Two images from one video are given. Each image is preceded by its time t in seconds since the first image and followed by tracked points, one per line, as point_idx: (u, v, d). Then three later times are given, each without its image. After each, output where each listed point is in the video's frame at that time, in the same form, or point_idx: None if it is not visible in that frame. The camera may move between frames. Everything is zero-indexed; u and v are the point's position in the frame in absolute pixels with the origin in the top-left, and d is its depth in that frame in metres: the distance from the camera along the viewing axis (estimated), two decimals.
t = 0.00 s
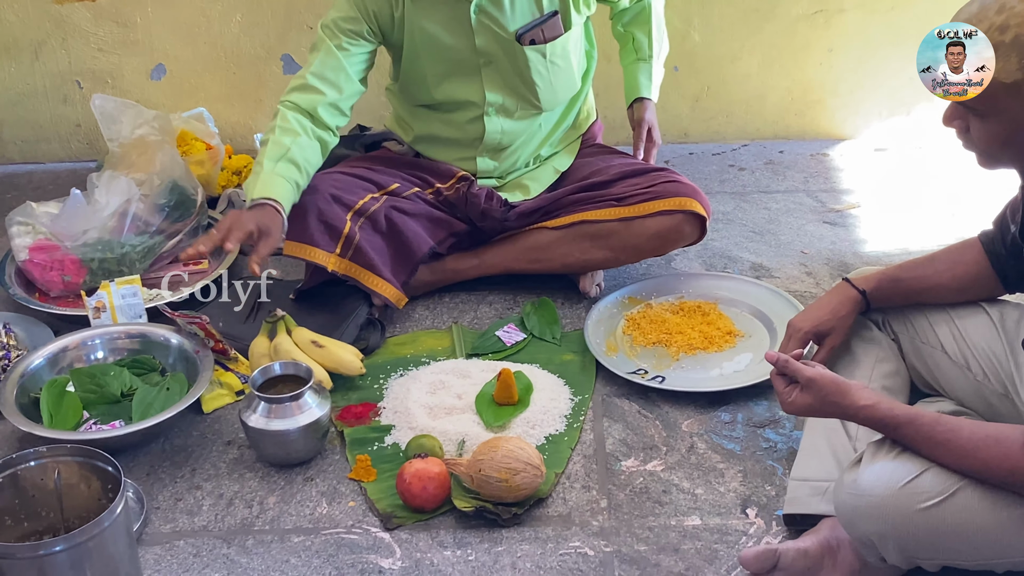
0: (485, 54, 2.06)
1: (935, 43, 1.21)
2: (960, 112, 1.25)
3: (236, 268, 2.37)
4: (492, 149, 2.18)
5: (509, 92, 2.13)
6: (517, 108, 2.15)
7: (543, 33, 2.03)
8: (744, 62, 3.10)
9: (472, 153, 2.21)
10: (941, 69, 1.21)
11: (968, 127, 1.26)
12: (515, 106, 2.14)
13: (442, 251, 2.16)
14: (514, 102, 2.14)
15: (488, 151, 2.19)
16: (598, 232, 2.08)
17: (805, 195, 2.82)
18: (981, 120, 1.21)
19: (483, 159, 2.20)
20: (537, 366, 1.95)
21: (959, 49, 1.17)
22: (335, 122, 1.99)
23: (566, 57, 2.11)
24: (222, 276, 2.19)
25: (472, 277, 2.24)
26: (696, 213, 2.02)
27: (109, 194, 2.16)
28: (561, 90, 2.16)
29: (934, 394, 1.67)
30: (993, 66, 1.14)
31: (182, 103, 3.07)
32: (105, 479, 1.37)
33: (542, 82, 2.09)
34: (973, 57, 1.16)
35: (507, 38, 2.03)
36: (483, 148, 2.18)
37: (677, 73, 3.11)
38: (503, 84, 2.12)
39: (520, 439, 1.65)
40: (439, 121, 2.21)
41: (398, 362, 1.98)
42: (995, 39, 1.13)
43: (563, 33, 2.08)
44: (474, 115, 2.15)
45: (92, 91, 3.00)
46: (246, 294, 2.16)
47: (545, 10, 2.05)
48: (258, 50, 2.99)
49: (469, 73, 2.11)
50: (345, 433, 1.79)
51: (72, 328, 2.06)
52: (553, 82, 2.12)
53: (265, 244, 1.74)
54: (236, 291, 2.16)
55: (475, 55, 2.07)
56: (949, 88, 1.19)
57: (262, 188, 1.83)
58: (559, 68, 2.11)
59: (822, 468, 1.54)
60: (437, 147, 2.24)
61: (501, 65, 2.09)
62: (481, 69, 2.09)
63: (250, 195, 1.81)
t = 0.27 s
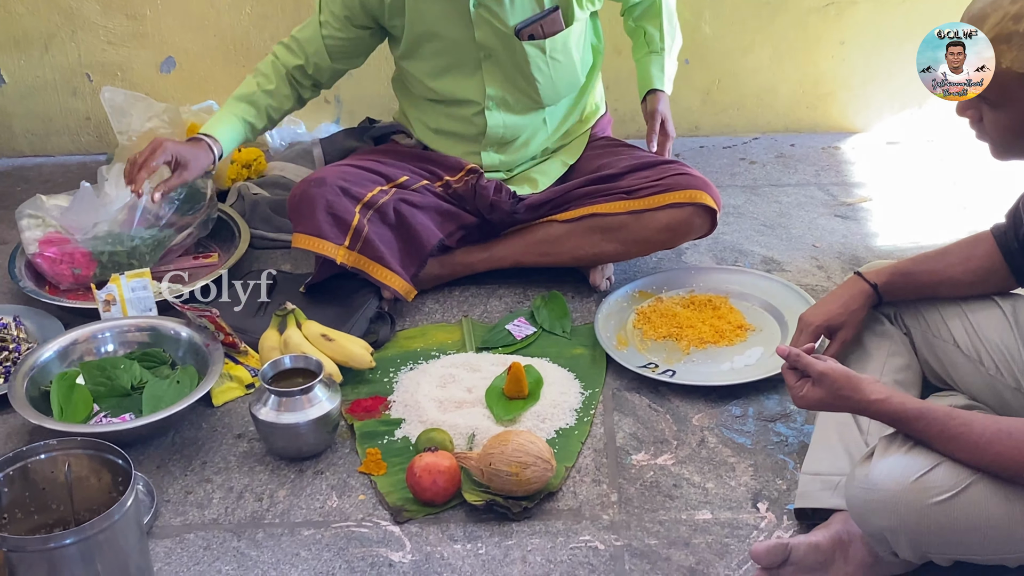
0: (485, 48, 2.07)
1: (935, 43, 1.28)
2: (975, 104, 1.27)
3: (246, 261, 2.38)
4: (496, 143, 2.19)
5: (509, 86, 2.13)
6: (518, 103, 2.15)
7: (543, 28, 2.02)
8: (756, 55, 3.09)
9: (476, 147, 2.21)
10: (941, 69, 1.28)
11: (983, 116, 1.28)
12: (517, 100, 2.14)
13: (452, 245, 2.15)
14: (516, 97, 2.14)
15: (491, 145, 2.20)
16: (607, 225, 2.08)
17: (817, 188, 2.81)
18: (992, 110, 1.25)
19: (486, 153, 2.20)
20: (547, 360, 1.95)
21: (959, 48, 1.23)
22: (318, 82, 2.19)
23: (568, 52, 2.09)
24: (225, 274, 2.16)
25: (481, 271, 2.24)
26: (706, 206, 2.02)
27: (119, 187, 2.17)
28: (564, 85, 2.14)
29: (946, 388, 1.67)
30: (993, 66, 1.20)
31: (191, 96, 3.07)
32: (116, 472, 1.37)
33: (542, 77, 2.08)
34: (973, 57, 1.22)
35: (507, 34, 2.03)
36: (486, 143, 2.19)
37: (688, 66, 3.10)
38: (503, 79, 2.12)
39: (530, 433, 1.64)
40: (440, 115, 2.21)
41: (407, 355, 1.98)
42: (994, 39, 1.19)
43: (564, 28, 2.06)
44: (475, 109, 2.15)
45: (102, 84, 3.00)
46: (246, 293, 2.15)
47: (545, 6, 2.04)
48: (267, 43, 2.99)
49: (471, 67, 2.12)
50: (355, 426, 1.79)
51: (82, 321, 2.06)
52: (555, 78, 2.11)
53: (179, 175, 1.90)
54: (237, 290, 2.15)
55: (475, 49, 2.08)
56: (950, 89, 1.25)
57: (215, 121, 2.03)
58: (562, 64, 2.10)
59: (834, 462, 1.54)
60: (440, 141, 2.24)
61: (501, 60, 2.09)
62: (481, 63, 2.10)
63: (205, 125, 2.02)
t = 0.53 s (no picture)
0: (482, 38, 2.07)
1: (935, 43, 1.30)
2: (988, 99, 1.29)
3: (253, 255, 2.38)
4: (499, 136, 2.19)
5: (508, 79, 2.12)
6: (518, 95, 2.14)
7: (536, 23, 1.99)
8: (764, 49, 3.08)
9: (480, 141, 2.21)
10: (941, 70, 1.31)
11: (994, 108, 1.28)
12: (514, 93, 2.13)
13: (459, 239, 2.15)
14: (515, 89, 2.12)
15: (493, 138, 2.20)
16: (615, 219, 2.08)
17: (826, 182, 2.81)
18: (1004, 101, 1.25)
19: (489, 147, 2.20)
20: (555, 355, 1.94)
21: (959, 49, 1.25)
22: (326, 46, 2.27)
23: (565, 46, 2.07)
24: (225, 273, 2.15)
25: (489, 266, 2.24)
26: (714, 201, 2.01)
27: (127, 181, 2.15)
28: (561, 82, 2.12)
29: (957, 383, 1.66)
30: (993, 67, 1.22)
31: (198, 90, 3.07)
32: (122, 466, 1.37)
33: (537, 70, 2.07)
34: (973, 57, 1.23)
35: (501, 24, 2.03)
36: (488, 135, 2.19)
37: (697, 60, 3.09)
38: (500, 70, 2.11)
39: (538, 429, 1.63)
40: (445, 106, 2.22)
41: (414, 351, 1.97)
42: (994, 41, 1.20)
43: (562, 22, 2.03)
44: (475, 99, 2.15)
45: (109, 78, 3.00)
46: (246, 294, 2.13)
47: None
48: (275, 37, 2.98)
49: (470, 58, 2.13)
50: (363, 421, 1.79)
51: (88, 315, 2.06)
52: (552, 72, 2.09)
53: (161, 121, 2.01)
54: (237, 291, 2.13)
55: (473, 38, 2.09)
56: (950, 88, 1.27)
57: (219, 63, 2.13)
58: (559, 58, 2.07)
59: (844, 458, 1.53)
60: (447, 134, 2.24)
61: (498, 51, 2.09)
62: (479, 53, 2.10)
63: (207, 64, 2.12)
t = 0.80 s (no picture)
0: (483, 34, 2.08)
1: (935, 43, 1.32)
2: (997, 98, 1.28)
3: (257, 255, 2.38)
4: (500, 132, 2.18)
5: (508, 76, 2.12)
6: (518, 92, 2.14)
7: (536, 21, 1.98)
8: (770, 48, 3.08)
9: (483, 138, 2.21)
10: (940, 70, 1.32)
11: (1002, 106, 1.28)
12: (514, 89, 2.13)
13: (464, 238, 2.14)
14: (516, 86, 2.13)
15: (495, 134, 2.19)
16: (620, 219, 2.07)
17: (832, 182, 2.80)
18: (1012, 99, 1.24)
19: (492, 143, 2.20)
20: (560, 356, 1.93)
21: (958, 49, 1.26)
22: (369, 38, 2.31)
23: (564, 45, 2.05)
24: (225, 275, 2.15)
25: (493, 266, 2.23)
26: (720, 200, 2.01)
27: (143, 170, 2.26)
28: (561, 82, 2.11)
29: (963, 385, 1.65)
30: (992, 67, 1.23)
31: (203, 89, 3.07)
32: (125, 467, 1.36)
33: (537, 68, 2.07)
34: (973, 57, 1.25)
35: (502, 21, 2.03)
36: (491, 131, 2.19)
37: (702, 59, 3.09)
38: (501, 66, 2.12)
39: (543, 430, 1.63)
40: (447, 101, 2.23)
41: (419, 351, 1.97)
42: (994, 41, 1.21)
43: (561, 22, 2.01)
44: (477, 93, 2.16)
45: (113, 76, 3.00)
46: (246, 294, 2.13)
47: None
48: (280, 35, 2.99)
49: (473, 54, 2.14)
50: (366, 422, 1.78)
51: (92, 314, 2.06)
52: (551, 72, 2.08)
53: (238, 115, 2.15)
54: (237, 290, 2.13)
55: (475, 34, 2.09)
56: (950, 88, 1.29)
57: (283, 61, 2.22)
58: (559, 58, 2.07)
59: (849, 460, 1.52)
60: (451, 129, 2.25)
61: (499, 46, 2.09)
62: (481, 48, 2.11)
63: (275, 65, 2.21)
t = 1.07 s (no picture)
0: (483, 32, 2.11)
1: (934, 42, 1.41)
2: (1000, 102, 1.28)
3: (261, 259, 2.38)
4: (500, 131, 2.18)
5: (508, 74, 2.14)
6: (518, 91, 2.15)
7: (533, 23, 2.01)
8: (774, 53, 3.09)
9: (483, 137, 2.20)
10: (938, 68, 1.41)
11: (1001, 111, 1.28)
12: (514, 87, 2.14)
13: (468, 242, 2.14)
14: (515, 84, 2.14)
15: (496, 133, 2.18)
16: (624, 223, 2.07)
17: (837, 187, 2.81)
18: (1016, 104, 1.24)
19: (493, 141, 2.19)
20: (563, 361, 1.93)
21: (957, 47, 1.33)
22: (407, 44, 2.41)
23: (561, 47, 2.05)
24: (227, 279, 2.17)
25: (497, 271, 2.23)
26: (724, 204, 2.01)
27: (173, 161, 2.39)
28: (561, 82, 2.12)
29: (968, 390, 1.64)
30: (990, 67, 1.26)
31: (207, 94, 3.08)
32: (126, 472, 1.36)
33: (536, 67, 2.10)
34: (970, 56, 1.29)
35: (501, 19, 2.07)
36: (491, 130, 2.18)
37: (706, 63, 3.10)
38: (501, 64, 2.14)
39: (546, 435, 1.62)
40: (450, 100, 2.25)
41: (422, 355, 1.97)
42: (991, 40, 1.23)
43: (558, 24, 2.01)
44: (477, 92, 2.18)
45: (117, 80, 3.01)
46: (247, 294, 2.14)
47: None
48: (284, 39, 2.99)
49: (474, 52, 2.17)
50: (369, 427, 1.77)
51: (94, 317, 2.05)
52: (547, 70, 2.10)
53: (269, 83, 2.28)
54: (237, 291, 2.15)
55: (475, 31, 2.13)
56: (950, 86, 1.36)
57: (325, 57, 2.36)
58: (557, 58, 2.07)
59: (854, 466, 1.51)
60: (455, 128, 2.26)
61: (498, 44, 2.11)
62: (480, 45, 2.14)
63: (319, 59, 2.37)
